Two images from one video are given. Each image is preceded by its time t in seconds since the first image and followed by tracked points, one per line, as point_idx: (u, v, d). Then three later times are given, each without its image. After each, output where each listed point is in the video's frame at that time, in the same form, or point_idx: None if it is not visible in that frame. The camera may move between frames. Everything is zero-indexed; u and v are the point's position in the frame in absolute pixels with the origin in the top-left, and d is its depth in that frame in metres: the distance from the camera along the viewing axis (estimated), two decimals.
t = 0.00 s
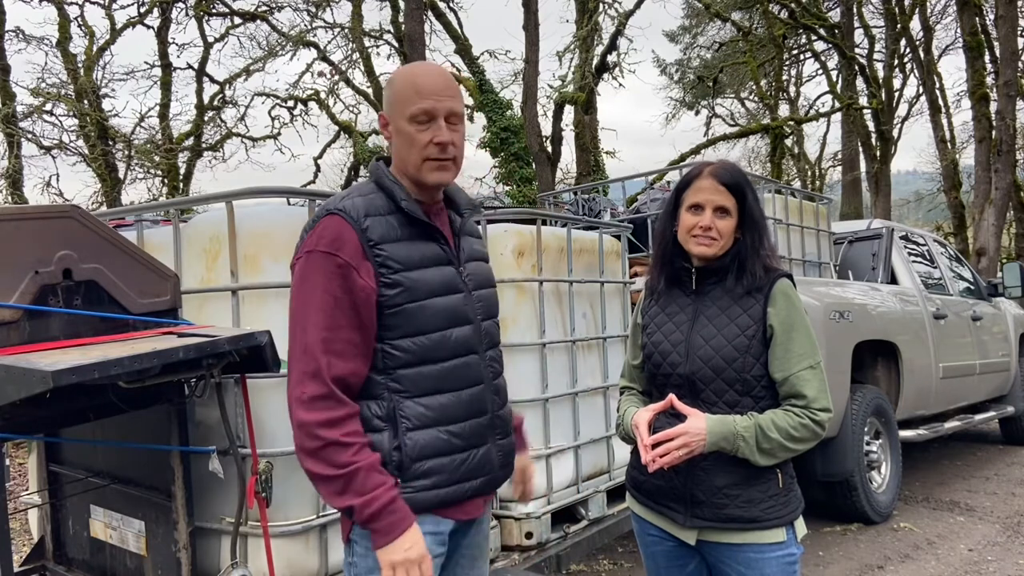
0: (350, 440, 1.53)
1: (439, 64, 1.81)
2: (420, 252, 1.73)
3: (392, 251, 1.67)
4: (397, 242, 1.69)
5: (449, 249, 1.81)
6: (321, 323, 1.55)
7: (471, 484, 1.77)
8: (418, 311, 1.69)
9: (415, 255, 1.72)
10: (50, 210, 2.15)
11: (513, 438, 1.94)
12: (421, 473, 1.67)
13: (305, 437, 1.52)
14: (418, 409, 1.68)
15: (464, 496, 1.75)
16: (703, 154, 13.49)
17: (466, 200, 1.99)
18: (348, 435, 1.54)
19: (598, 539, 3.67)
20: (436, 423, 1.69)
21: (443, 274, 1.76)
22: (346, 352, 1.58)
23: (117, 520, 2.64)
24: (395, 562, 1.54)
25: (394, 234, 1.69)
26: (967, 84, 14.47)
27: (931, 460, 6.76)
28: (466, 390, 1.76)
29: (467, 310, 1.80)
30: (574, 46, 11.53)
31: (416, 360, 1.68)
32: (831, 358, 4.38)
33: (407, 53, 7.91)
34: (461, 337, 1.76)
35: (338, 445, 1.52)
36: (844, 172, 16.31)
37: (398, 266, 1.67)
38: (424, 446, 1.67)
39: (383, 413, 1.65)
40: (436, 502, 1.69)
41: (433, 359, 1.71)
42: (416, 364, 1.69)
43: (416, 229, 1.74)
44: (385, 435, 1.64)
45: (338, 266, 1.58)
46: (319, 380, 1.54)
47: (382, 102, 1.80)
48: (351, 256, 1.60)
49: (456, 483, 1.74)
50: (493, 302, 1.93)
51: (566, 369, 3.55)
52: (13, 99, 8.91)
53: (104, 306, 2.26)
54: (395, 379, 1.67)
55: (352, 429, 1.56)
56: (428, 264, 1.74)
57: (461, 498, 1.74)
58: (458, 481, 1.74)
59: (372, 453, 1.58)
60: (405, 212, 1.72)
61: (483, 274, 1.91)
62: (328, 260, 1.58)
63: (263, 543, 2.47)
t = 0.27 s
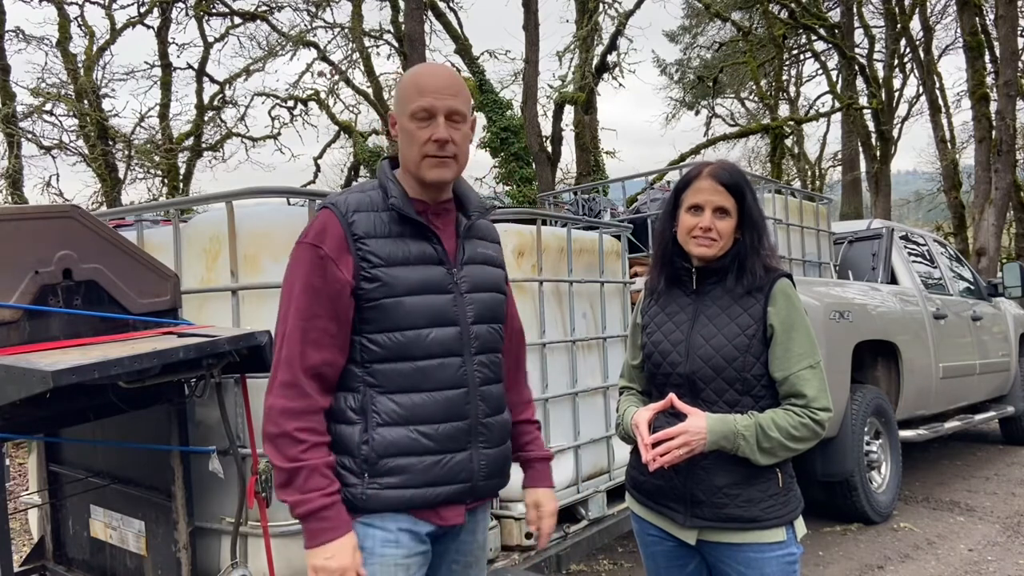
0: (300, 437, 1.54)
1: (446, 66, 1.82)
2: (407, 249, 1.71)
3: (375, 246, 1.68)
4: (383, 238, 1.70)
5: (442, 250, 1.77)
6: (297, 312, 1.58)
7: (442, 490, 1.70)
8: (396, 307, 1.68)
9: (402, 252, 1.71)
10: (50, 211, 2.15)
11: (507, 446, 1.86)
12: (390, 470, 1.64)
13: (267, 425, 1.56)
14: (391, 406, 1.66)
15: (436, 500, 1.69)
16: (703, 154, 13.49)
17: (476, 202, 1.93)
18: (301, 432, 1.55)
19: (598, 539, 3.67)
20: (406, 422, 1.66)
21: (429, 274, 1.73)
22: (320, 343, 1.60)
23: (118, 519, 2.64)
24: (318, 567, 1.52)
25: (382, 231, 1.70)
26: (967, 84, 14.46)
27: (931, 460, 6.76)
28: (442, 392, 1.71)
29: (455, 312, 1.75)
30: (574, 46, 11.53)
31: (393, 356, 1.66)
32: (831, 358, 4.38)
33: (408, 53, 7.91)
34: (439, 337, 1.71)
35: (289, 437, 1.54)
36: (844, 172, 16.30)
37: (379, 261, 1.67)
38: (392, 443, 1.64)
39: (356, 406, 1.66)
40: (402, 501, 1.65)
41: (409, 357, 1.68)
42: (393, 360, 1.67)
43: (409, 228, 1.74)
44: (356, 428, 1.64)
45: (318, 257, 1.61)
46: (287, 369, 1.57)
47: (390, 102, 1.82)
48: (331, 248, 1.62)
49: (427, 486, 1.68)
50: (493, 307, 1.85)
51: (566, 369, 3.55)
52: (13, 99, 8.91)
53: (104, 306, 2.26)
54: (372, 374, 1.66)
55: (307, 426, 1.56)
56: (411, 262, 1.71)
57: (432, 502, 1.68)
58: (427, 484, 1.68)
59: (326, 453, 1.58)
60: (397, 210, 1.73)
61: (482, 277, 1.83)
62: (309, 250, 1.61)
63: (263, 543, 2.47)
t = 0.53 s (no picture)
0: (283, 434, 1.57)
1: (443, 66, 1.81)
2: (398, 249, 1.71)
3: (364, 245, 1.68)
4: (372, 238, 1.70)
5: (436, 251, 1.76)
6: (289, 310, 1.61)
7: (429, 491, 1.69)
8: (384, 307, 1.68)
9: (392, 252, 1.71)
10: (51, 211, 2.15)
11: (501, 449, 1.85)
12: (374, 469, 1.65)
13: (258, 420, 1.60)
14: (378, 405, 1.66)
15: (420, 500, 1.68)
16: (703, 154, 13.49)
17: (477, 202, 1.92)
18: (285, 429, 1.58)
19: (598, 539, 3.67)
20: (392, 421, 1.66)
21: (421, 274, 1.72)
22: (311, 341, 1.62)
23: (118, 519, 2.63)
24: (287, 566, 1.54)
25: (372, 230, 1.70)
26: (967, 84, 14.47)
27: (931, 460, 6.75)
28: (429, 393, 1.70)
29: (445, 313, 1.74)
30: (574, 46, 11.53)
31: (379, 355, 1.67)
32: (831, 358, 4.38)
33: (408, 53, 7.91)
34: (427, 338, 1.70)
35: (274, 434, 1.57)
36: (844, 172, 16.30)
37: (368, 261, 1.68)
38: (376, 442, 1.64)
39: (344, 404, 1.67)
40: (385, 500, 1.65)
41: (394, 356, 1.68)
42: (379, 359, 1.68)
43: (401, 228, 1.73)
44: (343, 426, 1.65)
45: (309, 257, 1.64)
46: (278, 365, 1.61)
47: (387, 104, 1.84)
48: (321, 247, 1.64)
49: (412, 486, 1.67)
50: (489, 308, 1.83)
51: (566, 369, 3.55)
52: (13, 99, 8.91)
53: (104, 306, 2.26)
54: (361, 372, 1.67)
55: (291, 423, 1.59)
56: (401, 262, 1.71)
57: (417, 502, 1.68)
58: (412, 484, 1.67)
59: (308, 453, 1.60)
60: (389, 211, 1.73)
61: (477, 278, 1.82)
62: (301, 250, 1.64)
63: (263, 543, 2.47)
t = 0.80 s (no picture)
0: (288, 438, 1.59)
1: (433, 66, 1.81)
2: (390, 251, 1.71)
3: (355, 248, 1.68)
4: (362, 241, 1.69)
5: (429, 251, 1.76)
6: (286, 316, 1.62)
7: (427, 491, 1.69)
8: (377, 309, 1.67)
9: (384, 253, 1.70)
10: (51, 211, 2.15)
11: (500, 448, 1.85)
12: (373, 469, 1.65)
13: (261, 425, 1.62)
14: (374, 406, 1.67)
15: (418, 500, 1.68)
16: (703, 154, 13.50)
17: (471, 199, 1.91)
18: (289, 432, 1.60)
19: (598, 539, 3.67)
20: (388, 422, 1.66)
21: (414, 274, 1.72)
22: (308, 345, 1.63)
23: (117, 519, 2.63)
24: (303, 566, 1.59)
25: (363, 233, 1.70)
26: (967, 84, 14.47)
27: (931, 460, 6.75)
28: (425, 393, 1.70)
29: (440, 314, 1.74)
30: (574, 46, 11.53)
31: (373, 357, 1.67)
32: (831, 358, 4.38)
33: (408, 53, 7.91)
34: (422, 338, 1.70)
35: (279, 439, 1.59)
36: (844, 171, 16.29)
37: (359, 263, 1.67)
38: (373, 442, 1.64)
39: (341, 406, 1.68)
40: (385, 500, 1.65)
41: (388, 358, 1.68)
42: (374, 360, 1.67)
43: (393, 230, 1.73)
44: (342, 427, 1.66)
45: (303, 262, 1.64)
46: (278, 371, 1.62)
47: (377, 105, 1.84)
48: (315, 251, 1.64)
49: (410, 487, 1.67)
50: (485, 306, 1.83)
51: (566, 369, 3.55)
52: (13, 99, 8.91)
53: (104, 306, 2.26)
54: (357, 374, 1.68)
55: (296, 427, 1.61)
56: (393, 263, 1.71)
57: (414, 502, 1.68)
58: (410, 485, 1.67)
59: (314, 456, 1.62)
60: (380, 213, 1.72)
61: (472, 276, 1.82)
62: (296, 256, 1.65)
63: (263, 543, 2.47)
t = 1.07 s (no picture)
0: (295, 444, 1.58)
1: (425, 66, 1.81)
2: (389, 253, 1.71)
3: (354, 251, 1.67)
4: (361, 243, 1.69)
5: (428, 251, 1.76)
6: (286, 322, 1.62)
7: (434, 489, 1.69)
8: (378, 310, 1.67)
9: (383, 256, 1.70)
10: (51, 211, 2.15)
11: (502, 446, 1.85)
12: (379, 471, 1.65)
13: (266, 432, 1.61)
14: (378, 408, 1.66)
15: (425, 500, 1.68)
16: (703, 154, 13.50)
17: (467, 198, 1.92)
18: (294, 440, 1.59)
19: (598, 539, 3.67)
20: (393, 422, 1.66)
21: (414, 274, 1.72)
22: (310, 350, 1.63)
23: (117, 519, 2.63)
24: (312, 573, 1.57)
25: (362, 236, 1.70)
26: (967, 84, 14.47)
27: (931, 460, 6.75)
28: (428, 393, 1.70)
29: (441, 313, 1.74)
30: (574, 46, 11.52)
31: (377, 359, 1.67)
32: (831, 358, 4.38)
33: (408, 53, 7.91)
34: (424, 338, 1.70)
35: (284, 446, 1.58)
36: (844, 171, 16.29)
37: (360, 266, 1.67)
38: (378, 444, 1.64)
39: (345, 408, 1.67)
40: (391, 501, 1.65)
41: (392, 359, 1.68)
42: (377, 362, 1.67)
43: (391, 231, 1.73)
44: (346, 430, 1.65)
45: (302, 267, 1.63)
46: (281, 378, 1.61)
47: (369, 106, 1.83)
48: (312, 255, 1.64)
49: (416, 487, 1.67)
50: (484, 304, 1.83)
51: (566, 369, 3.55)
52: (13, 99, 8.91)
53: (104, 306, 2.26)
54: (360, 376, 1.67)
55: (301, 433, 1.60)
56: (393, 265, 1.71)
57: (421, 501, 1.68)
58: (415, 484, 1.67)
59: (319, 461, 1.61)
60: (378, 214, 1.72)
61: (471, 275, 1.82)
62: (293, 262, 1.64)
63: (263, 543, 2.47)
